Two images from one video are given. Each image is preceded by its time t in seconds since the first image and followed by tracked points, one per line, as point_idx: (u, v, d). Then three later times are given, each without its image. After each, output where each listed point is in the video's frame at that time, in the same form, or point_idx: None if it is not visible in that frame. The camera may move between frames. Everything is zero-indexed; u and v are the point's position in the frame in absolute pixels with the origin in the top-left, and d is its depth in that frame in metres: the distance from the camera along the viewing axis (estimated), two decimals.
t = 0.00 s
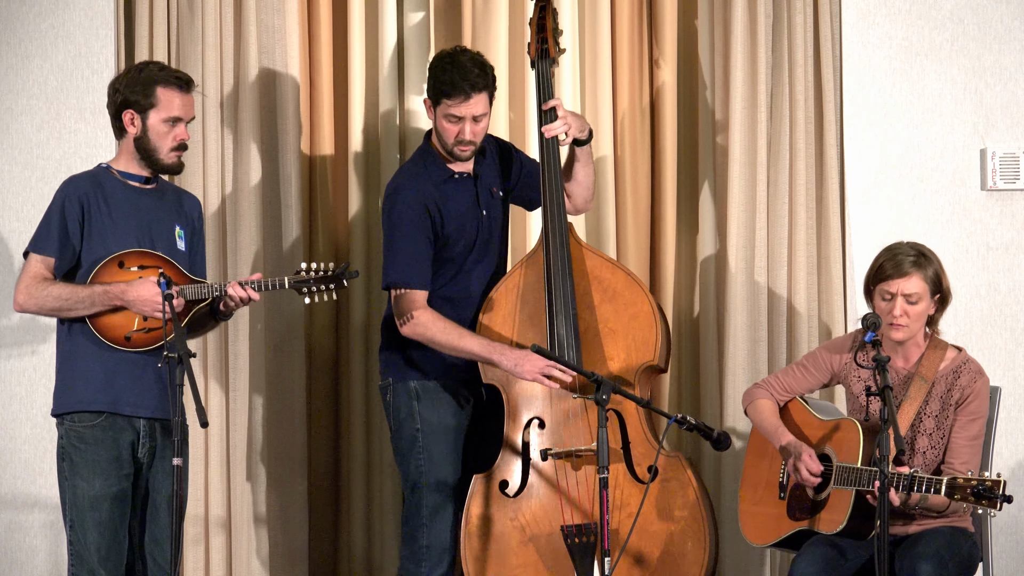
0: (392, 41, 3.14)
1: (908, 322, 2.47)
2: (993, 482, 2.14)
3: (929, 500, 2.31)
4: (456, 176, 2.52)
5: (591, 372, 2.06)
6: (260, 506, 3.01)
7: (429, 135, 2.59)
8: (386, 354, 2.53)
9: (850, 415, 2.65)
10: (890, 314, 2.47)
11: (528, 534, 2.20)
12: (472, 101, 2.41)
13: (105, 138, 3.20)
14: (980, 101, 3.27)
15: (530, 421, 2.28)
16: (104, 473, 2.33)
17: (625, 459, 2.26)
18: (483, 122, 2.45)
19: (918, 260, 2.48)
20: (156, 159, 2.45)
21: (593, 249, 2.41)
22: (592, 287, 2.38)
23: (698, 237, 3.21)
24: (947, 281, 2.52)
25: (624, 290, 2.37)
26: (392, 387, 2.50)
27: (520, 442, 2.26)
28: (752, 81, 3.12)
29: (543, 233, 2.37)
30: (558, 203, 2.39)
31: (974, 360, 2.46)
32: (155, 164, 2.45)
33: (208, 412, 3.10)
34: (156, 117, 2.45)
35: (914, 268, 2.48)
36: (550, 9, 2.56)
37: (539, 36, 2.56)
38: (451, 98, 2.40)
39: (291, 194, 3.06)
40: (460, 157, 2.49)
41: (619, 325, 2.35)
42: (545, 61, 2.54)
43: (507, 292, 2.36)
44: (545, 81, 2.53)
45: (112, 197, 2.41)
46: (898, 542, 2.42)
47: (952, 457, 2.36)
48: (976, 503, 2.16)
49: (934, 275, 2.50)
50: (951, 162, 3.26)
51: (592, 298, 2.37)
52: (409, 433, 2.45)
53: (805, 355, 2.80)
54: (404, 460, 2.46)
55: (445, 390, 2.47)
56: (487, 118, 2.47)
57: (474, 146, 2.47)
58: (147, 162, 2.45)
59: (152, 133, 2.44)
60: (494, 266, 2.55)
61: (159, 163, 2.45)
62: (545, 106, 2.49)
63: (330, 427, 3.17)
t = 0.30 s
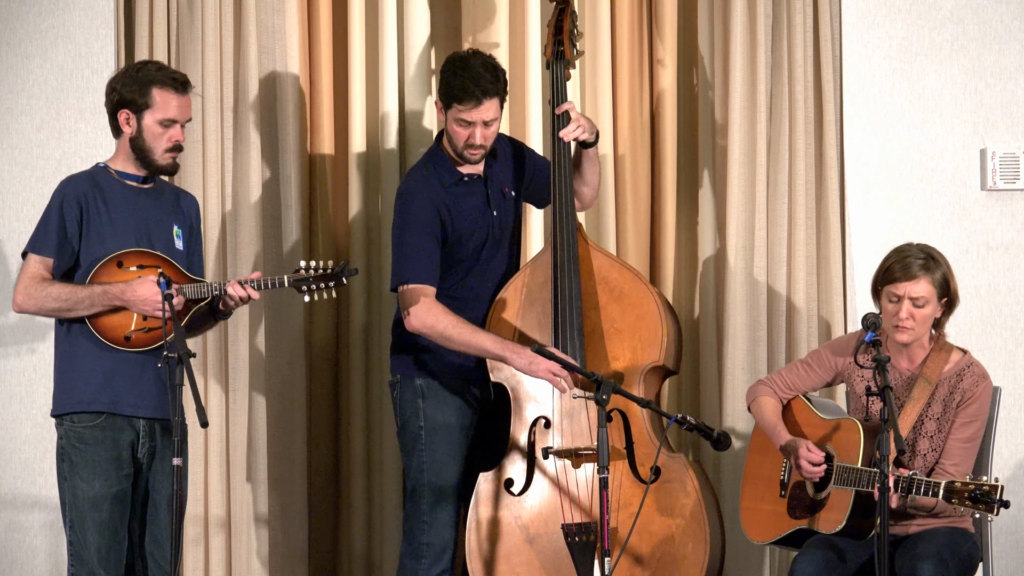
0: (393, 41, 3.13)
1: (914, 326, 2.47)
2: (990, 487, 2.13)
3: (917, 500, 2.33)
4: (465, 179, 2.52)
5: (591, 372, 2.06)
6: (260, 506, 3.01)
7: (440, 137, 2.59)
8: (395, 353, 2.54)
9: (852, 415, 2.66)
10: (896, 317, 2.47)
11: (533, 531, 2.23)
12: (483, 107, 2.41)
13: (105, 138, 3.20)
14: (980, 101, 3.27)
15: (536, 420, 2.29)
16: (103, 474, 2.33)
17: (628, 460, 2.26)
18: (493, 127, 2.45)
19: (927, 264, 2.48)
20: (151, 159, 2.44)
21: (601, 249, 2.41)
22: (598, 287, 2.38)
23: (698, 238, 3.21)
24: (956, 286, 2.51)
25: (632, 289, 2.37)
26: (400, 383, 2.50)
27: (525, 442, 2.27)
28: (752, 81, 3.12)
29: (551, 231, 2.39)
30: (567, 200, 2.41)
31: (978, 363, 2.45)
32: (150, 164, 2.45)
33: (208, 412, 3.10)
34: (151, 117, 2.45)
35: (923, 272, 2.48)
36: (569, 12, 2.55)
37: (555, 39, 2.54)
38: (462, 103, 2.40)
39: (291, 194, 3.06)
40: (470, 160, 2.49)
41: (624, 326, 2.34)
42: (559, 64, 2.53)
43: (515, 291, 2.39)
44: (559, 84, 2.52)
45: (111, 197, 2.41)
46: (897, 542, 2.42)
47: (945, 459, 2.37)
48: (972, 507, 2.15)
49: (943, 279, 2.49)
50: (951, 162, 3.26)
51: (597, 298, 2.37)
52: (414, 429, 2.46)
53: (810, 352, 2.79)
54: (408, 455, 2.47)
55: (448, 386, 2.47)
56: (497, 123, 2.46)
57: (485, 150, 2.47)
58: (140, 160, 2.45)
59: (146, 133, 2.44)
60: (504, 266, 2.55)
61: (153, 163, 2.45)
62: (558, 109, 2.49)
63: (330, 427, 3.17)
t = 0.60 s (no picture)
0: (393, 42, 3.13)
1: (919, 329, 2.47)
2: (990, 485, 2.13)
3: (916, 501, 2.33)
4: (476, 179, 2.52)
5: (591, 372, 2.06)
6: (260, 506, 3.02)
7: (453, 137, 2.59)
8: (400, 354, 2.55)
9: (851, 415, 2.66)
10: (900, 319, 2.46)
11: (538, 530, 2.24)
12: (506, 107, 2.41)
13: (105, 138, 3.20)
14: (980, 101, 3.27)
15: (542, 419, 2.28)
16: (102, 474, 2.33)
17: (632, 460, 2.26)
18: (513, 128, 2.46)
19: (936, 269, 2.47)
20: (150, 159, 2.44)
21: (609, 248, 2.40)
22: (606, 286, 2.38)
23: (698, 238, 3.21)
24: (961, 290, 2.52)
25: (640, 289, 2.36)
26: (407, 383, 2.51)
27: (529, 442, 2.28)
28: (752, 81, 3.11)
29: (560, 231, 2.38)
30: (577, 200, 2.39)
31: (979, 364, 2.45)
32: (148, 165, 2.45)
33: (208, 412, 3.10)
34: (150, 118, 2.45)
35: (931, 276, 2.47)
36: (587, 14, 2.53)
37: (571, 39, 2.53)
38: (484, 103, 2.40)
39: (291, 194, 3.06)
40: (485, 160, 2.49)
41: (632, 325, 2.34)
42: (575, 64, 2.51)
43: (524, 291, 2.39)
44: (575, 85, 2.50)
45: (111, 197, 2.41)
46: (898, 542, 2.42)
47: (942, 459, 2.38)
48: (972, 506, 2.15)
49: (949, 283, 2.49)
50: (951, 162, 3.25)
51: (604, 297, 2.37)
52: (420, 429, 2.47)
53: (807, 354, 2.79)
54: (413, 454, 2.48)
55: (457, 387, 2.47)
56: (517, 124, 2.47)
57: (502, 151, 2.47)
58: (139, 160, 2.45)
59: (145, 134, 2.44)
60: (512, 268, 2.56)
61: (152, 164, 2.45)
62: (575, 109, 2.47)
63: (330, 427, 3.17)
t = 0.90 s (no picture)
0: (393, 42, 3.13)
1: (914, 329, 2.47)
2: (988, 480, 2.13)
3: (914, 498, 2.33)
4: (482, 182, 2.53)
5: (591, 372, 2.05)
6: (259, 506, 3.02)
7: (461, 141, 2.59)
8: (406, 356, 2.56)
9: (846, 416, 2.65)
10: (896, 319, 2.47)
11: (541, 529, 2.24)
12: (507, 111, 2.41)
13: (105, 138, 3.21)
14: (980, 101, 3.27)
15: (546, 419, 2.29)
16: (97, 475, 2.33)
17: (636, 460, 2.26)
18: (515, 131, 2.44)
19: (930, 269, 2.47)
20: (153, 163, 2.44)
21: (615, 249, 2.40)
22: (611, 286, 2.38)
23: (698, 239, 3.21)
24: (956, 291, 2.52)
25: (645, 290, 2.36)
26: (413, 385, 2.52)
27: (532, 443, 2.28)
28: (752, 81, 3.11)
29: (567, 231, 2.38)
30: (586, 202, 2.38)
31: (971, 361, 2.45)
32: (151, 168, 2.45)
33: (208, 411, 3.10)
34: (155, 121, 2.44)
35: (925, 276, 2.47)
36: (598, 14, 2.50)
37: (581, 39, 2.51)
38: (484, 106, 2.40)
39: (291, 195, 3.06)
40: (489, 164, 2.49)
41: (638, 326, 2.34)
42: (584, 64, 2.50)
43: (531, 289, 2.40)
44: (584, 85, 2.49)
45: (115, 196, 2.41)
46: (898, 543, 2.40)
47: (939, 456, 2.37)
48: (972, 501, 2.15)
49: (944, 284, 2.49)
50: (951, 162, 3.26)
51: (611, 297, 2.37)
52: (426, 430, 2.47)
53: (801, 356, 2.80)
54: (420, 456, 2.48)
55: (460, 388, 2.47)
56: (520, 127, 2.46)
57: (505, 154, 2.47)
58: (141, 162, 2.45)
59: (150, 137, 2.44)
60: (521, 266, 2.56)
61: (156, 168, 2.45)
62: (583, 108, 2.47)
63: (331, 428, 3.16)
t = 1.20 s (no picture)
0: (393, 42, 3.13)
1: (913, 329, 2.47)
2: (989, 479, 2.14)
3: (915, 497, 2.33)
4: (487, 181, 2.53)
5: (591, 372, 2.05)
6: (259, 506, 3.02)
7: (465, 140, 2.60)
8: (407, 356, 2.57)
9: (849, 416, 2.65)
10: (893, 321, 2.47)
11: (541, 528, 2.24)
12: (508, 108, 2.41)
13: (105, 138, 3.20)
14: (980, 101, 3.27)
15: (547, 419, 2.29)
16: (96, 476, 2.33)
17: (637, 460, 2.26)
18: (518, 130, 2.45)
19: (923, 267, 2.48)
20: (154, 164, 2.44)
21: (618, 249, 2.40)
22: (614, 287, 2.38)
23: (699, 240, 3.22)
24: (951, 287, 2.52)
25: (647, 291, 2.36)
26: (412, 380, 2.52)
27: (533, 443, 2.28)
28: (752, 81, 3.11)
29: (571, 232, 2.38)
30: (587, 201, 2.38)
31: (972, 361, 2.45)
32: (153, 169, 2.44)
33: (208, 412, 3.10)
34: (157, 123, 2.44)
35: (919, 275, 2.47)
36: (600, 13, 2.51)
37: (584, 39, 2.52)
38: (486, 105, 2.41)
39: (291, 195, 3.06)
40: (493, 162, 2.48)
41: (640, 326, 2.33)
42: (588, 63, 2.50)
43: (533, 290, 2.40)
44: (588, 85, 2.49)
45: (117, 196, 2.42)
46: (898, 543, 2.40)
47: (940, 455, 2.37)
48: (972, 499, 2.15)
49: (938, 281, 2.49)
50: (951, 162, 3.26)
51: (613, 298, 2.37)
52: (423, 428, 2.47)
53: (803, 357, 2.80)
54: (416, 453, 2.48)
55: (458, 387, 2.47)
56: (522, 126, 2.46)
57: (508, 153, 2.46)
58: (142, 163, 2.44)
59: (152, 138, 2.44)
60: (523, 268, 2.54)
61: (157, 170, 2.44)
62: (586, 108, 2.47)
63: (331, 428, 3.16)
